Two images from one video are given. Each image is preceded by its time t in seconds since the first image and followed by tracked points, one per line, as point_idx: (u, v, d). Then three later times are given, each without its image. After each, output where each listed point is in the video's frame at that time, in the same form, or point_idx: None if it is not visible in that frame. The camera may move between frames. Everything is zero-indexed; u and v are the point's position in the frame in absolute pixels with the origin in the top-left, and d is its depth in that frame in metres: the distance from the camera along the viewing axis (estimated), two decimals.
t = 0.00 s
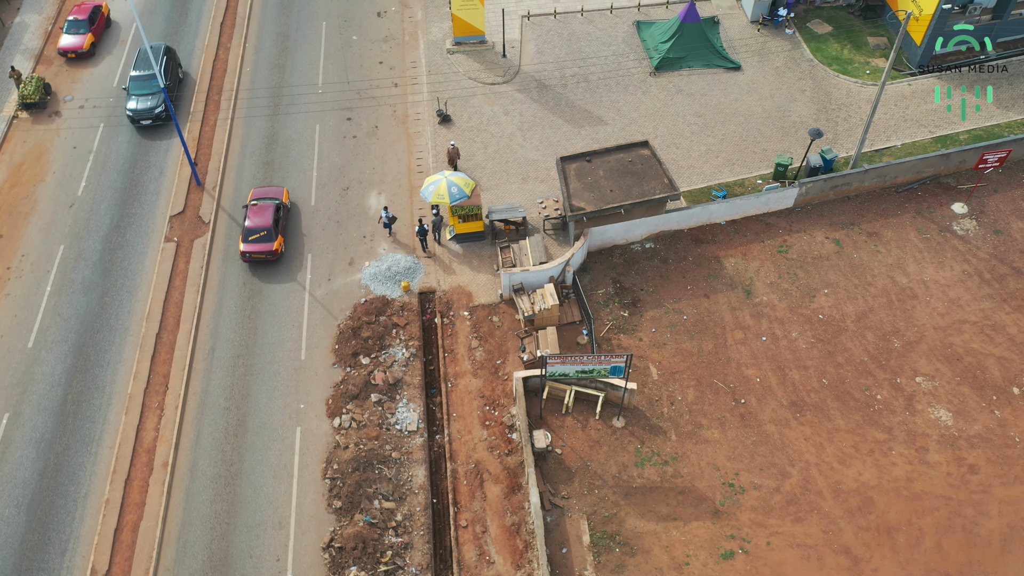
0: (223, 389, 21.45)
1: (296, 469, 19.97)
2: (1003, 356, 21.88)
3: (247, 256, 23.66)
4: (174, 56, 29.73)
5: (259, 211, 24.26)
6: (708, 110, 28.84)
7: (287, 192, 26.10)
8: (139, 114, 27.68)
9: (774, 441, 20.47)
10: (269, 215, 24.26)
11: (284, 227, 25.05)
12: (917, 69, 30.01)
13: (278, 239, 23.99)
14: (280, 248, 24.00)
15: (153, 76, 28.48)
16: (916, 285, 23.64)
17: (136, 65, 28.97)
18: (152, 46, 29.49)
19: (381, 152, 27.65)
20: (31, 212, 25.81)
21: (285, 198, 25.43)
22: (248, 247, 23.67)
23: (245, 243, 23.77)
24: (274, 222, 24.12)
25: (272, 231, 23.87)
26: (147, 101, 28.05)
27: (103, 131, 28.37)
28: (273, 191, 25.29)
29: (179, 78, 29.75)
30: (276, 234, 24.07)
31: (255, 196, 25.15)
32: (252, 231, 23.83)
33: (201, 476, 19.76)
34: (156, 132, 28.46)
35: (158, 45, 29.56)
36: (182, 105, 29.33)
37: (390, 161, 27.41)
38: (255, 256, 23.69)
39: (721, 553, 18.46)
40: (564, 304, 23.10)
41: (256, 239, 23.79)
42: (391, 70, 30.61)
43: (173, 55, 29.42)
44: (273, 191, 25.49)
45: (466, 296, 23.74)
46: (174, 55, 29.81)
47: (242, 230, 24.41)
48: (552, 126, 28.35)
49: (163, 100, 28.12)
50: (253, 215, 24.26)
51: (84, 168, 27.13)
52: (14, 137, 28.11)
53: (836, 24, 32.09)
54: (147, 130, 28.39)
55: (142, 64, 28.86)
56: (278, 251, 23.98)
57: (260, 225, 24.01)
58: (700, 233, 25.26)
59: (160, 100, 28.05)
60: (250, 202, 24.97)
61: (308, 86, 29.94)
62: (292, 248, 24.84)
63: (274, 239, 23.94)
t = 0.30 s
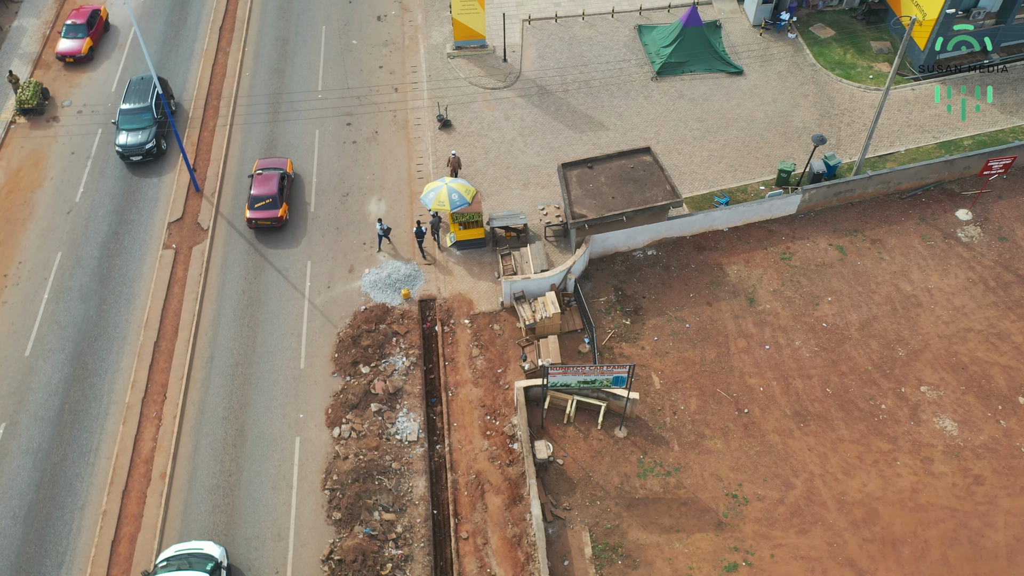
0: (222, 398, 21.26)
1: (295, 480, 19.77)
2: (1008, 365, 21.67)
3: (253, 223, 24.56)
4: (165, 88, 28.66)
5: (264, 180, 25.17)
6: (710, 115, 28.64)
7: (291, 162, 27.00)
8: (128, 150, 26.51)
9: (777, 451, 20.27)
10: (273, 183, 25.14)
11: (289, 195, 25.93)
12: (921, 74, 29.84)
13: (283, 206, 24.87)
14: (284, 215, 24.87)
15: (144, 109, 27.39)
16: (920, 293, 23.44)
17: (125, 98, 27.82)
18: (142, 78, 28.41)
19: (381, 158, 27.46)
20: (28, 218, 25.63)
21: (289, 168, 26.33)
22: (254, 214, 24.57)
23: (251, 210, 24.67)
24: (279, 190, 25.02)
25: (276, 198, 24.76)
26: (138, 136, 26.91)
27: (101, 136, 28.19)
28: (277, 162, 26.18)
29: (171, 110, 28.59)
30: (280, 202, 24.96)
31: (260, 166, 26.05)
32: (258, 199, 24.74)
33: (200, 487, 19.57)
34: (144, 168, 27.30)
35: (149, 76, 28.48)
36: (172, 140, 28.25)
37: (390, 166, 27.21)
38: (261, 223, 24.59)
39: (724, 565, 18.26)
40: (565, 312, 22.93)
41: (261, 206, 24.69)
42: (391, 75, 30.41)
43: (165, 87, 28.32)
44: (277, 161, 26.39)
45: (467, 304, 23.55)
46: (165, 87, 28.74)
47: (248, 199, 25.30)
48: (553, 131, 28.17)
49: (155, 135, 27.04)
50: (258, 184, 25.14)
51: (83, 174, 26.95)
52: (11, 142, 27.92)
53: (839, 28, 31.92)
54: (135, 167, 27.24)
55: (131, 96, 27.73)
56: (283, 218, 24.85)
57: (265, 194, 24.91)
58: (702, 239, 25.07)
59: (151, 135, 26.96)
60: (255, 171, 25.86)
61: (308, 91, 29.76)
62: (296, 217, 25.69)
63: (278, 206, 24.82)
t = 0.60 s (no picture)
0: (221, 408, 21.07)
1: (294, 491, 19.59)
2: (1013, 374, 21.48)
3: (258, 190, 25.48)
4: (155, 123, 27.48)
5: (268, 150, 26.11)
6: (712, 120, 28.46)
7: (294, 135, 27.92)
8: (118, 189, 25.29)
9: (781, 462, 20.08)
10: (277, 153, 26.06)
11: (292, 165, 26.85)
12: (925, 79, 29.69)
13: (287, 174, 25.81)
14: (288, 183, 25.81)
15: (134, 145, 26.20)
16: (925, 301, 23.26)
17: (114, 134, 26.63)
18: (131, 112, 27.29)
19: (381, 164, 27.26)
20: (25, 225, 25.44)
21: (292, 139, 27.25)
22: (259, 182, 25.49)
23: (256, 178, 25.59)
24: (283, 158, 25.98)
25: (281, 167, 25.69)
26: (127, 173, 25.69)
27: (99, 141, 28.00)
28: (280, 133, 27.10)
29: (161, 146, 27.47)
30: (285, 170, 25.91)
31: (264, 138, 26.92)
32: (263, 168, 25.67)
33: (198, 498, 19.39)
34: (134, 207, 26.05)
35: (139, 111, 27.32)
36: (163, 178, 27.01)
37: (390, 172, 27.03)
38: (266, 190, 25.52)
39: None
40: (567, 320, 22.73)
41: (266, 175, 25.61)
42: (391, 79, 30.24)
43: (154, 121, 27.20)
44: (281, 133, 27.31)
45: (468, 312, 23.36)
46: (155, 122, 27.57)
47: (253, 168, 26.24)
48: (555, 136, 27.99)
49: (145, 172, 25.84)
50: (263, 154, 26.08)
51: (80, 180, 26.76)
52: (9, 147, 27.74)
53: (841, 32, 31.74)
54: (125, 206, 26.02)
55: (121, 133, 26.56)
56: (287, 186, 25.78)
57: (269, 163, 25.83)
58: (704, 246, 24.88)
59: (141, 173, 25.74)
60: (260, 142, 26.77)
61: (307, 95, 29.59)
62: (299, 185, 26.60)
63: (283, 175, 25.76)
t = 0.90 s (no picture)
0: (219, 418, 20.88)
1: (293, 503, 19.40)
2: (1018, 384, 21.29)
3: (263, 161, 26.38)
4: (146, 160, 26.10)
5: (272, 123, 27.04)
6: (714, 126, 28.28)
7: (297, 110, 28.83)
8: (105, 232, 24.03)
9: (785, 473, 19.88)
10: (280, 125, 26.98)
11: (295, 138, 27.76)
12: (928, 84, 29.52)
13: (290, 146, 26.71)
14: (292, 154, 26.71)
15: (123, 185, 24.88)
16: (929, 309, 23.08)
17: (102, 173, 25.28)
18: (121, 148, 25.94)
19: (381, 170, 27.09)
20: (23, 231, 25.25)
21: (295, 113, 28.16)
22: (263, 152, 26.39)
23: (260, 149, 26.49)
24: (287, 131, 26.86)
25: (284, 138, 26.59)
26: (116, 216, 24.39)
27: (97, 147, 27.82)
28: (284, 107, 27.94)
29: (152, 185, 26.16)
30: (288, 141, 26.81)
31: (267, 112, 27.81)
32: (267, 139, 26.58)
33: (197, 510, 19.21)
34: (123, 251, 24.81)
35: (129, 148, 25.91)
36: (153, 218, 25.71)
37: (390, 178, 26.86)
38: (270, 160, 26.41)
39: None
40: (568, 329, 22.54)
41: (270, 145, 26.51)
42: (391, 84, 30.06)
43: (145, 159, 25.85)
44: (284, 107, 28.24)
45: (468, 320, 23.16)
46: (146, 158, 26.21)
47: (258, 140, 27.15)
48: (556, 142, 27.81)
49: (134, 214, 24.54)
50: (267, 126, 27.00)
51: (78, 186, 26.57)
52: (6, 153, 27.55)
53: (844, 37, 31.56)
54: (113, 249, 24.77)
55: (109, 171, 25.20)
56: (290, 156, 26.68)
57: (273, 135, 26.75)
58: (707, 254, 24.70)
59: (130, 215, 24.44)
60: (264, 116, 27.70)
61: (307, 101, 29.43)
62: (303, 157, 27.50)
63: (286, 146, 26.66)
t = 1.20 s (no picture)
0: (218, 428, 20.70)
1: (293, 514, 19.20)
2: None
3: (267, 132, 27.32)
4: (136, 201, 24.82)
5: (276, 97, 27.95)
6: (716, 131, 28.10)
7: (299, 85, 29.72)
8: (91, 279, 22.79)
9: (789, 484, 19.68)
10: (283, 98, 27.90)
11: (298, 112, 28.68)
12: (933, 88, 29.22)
13: (293, 118, 27.62)
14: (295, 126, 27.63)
15: (110, 229, 23.58)
16: (933, 317, 22.89)
17: (89, 215, 23.98)
18: (109, 187, 24.64)
19: (381, 176, 26.91)
20: (20, 238, 25.07)
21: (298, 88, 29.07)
22: (268, 125, 27.33)
23: (265, 122, 27.42)
24: (289, 103, 27.78)
25: (287, 111, 27.49)
26: (102, 261, 23.13)
27: (95, 152, 27.65)
28: (286, 82, 28.83)
29: (141, 227, 24.91)
30: (291, 114, 27.73)
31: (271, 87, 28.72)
32: (271, 112, 27.49)
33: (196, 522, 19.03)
34: (110, 298, 23.56)
35: (118, 188, 24.61)
36: (142, 262, 24.44)
37: (390, 184, 26.67)
38: (274, 133, 27.35)
39: None
40: (570, 337, 22.34)
41: (274, 118, 27.45)
42: (391, 89, 29.89)
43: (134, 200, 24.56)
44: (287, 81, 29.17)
45: (469, 328, 22.97)
46: (136, 199, 24.90)
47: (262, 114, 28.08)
48: (557, 147, 27.63)
49: (122, 260, 23.27)
50: (270, 100, 27.92)
51: (77, 192, 26.40)
52: (3, 159, 27.36)
53: (847, 41, 31.37)
54: (100, 295, 23.53)
55: (96, 213, 23.90)
56: (293, 128, 27.61)
57: (276, 108, 27.66)
58: (709, 261, 24.51)
59: (118, 261, 23.18)
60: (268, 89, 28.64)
61: (307, 106, 29.24)
62: (305, 139, 28.09)
63: (289, 118, 27.57)
